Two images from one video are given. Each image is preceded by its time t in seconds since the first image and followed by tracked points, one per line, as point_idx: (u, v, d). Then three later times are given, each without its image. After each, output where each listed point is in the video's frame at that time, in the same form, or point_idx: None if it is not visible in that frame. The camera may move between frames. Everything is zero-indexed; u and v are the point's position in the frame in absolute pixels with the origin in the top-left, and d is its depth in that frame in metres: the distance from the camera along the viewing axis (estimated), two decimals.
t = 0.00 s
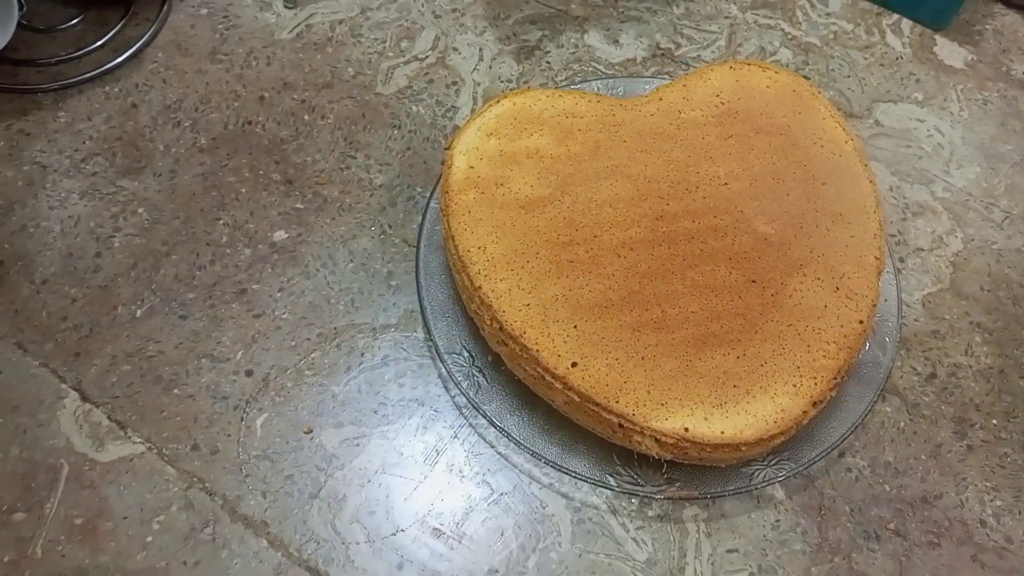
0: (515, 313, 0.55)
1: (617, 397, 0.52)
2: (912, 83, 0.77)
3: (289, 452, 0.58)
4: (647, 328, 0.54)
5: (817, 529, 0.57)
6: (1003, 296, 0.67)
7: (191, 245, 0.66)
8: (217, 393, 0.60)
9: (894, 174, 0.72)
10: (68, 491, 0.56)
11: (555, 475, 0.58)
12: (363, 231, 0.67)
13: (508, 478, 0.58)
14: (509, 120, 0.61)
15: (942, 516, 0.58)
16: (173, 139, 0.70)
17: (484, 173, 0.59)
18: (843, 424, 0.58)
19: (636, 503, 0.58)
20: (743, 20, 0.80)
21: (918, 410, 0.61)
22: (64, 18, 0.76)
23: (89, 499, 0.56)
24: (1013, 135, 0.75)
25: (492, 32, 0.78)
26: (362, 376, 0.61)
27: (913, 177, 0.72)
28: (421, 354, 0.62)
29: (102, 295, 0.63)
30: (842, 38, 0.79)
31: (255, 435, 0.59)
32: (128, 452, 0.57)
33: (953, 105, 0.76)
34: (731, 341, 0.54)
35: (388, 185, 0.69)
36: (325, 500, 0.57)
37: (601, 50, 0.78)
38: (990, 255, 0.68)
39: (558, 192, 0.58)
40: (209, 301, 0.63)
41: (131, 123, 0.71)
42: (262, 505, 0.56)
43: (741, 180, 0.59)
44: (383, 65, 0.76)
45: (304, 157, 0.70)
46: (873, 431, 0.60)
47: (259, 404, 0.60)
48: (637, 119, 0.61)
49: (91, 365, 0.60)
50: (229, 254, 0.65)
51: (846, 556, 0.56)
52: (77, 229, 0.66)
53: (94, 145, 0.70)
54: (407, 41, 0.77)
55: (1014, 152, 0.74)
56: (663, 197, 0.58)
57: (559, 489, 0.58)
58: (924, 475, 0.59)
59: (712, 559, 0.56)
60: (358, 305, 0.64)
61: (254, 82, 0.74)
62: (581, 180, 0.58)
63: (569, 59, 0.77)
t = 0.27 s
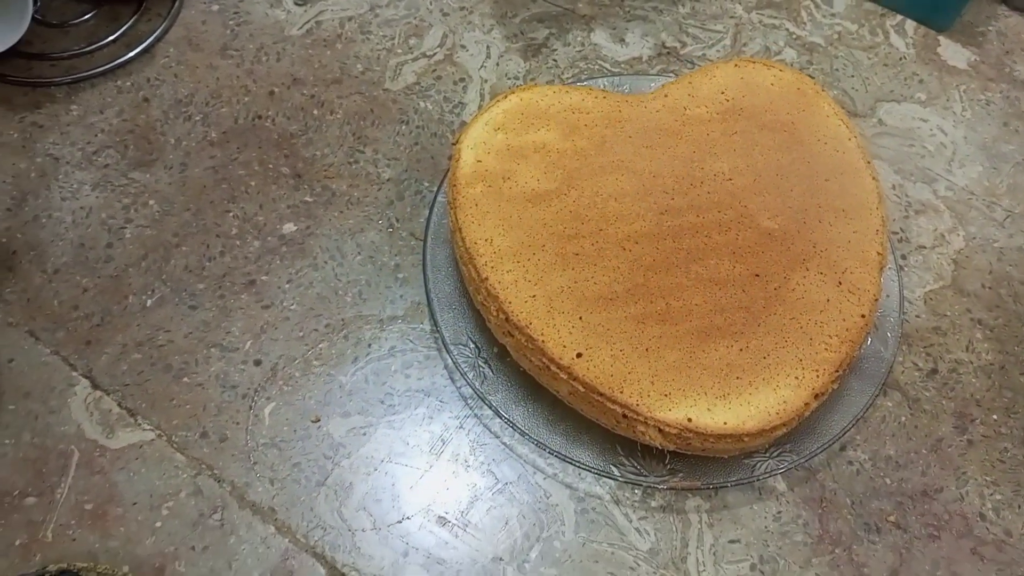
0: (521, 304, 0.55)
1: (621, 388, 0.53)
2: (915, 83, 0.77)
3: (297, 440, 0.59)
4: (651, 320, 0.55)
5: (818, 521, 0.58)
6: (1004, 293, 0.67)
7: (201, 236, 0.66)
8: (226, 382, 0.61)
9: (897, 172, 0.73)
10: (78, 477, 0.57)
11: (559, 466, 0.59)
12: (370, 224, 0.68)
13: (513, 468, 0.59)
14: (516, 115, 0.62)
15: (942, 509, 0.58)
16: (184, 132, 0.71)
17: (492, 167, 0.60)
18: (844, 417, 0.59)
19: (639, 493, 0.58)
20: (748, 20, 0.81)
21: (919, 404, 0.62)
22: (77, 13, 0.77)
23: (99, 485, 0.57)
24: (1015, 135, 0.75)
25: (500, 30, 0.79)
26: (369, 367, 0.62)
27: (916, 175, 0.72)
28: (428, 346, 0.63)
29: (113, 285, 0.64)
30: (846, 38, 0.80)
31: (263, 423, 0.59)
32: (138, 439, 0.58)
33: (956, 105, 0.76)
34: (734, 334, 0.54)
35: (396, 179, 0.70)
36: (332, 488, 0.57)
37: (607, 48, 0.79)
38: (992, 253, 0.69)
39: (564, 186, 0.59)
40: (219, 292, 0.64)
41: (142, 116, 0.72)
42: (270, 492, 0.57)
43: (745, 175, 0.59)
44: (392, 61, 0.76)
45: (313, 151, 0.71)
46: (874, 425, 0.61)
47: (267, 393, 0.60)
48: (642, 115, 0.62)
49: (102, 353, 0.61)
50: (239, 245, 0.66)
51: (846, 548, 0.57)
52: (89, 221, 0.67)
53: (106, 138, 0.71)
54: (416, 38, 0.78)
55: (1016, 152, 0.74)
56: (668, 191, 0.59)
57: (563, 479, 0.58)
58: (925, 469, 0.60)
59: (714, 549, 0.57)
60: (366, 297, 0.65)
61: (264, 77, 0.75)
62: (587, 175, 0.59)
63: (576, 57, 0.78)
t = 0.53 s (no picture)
0: (533, 298, 0.56)
1: (631, 381, 0.54)
2: (923, 83, 0.78)
3: (309, 431, 0.60)
4: (662, 314, 0.55)
5: (826, 515, 0.58)
6: (1011, 292, 0.68)
7: (215, 231, 0.67)
8: (240, 373, 0.61)
9: (905, 172, 0.73)
10: (94, 466, 0.58)
11: (569, 459, 0.60)
12: (383, 220, 0.69)
13: (523, 461, 0.59)
14: (528, 111, 0.62)
15: (949, 505, 0.59)
16: (199, 128, 0.72)
17: (504, 163, 0.60)
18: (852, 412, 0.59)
19: (648, 486, 0.59)
20: (757, 20, 0.81)
21: (927, 401, 0.62)
22: (93, 10, 0.78)
23: (114, 474, 0.57)
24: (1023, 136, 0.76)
25: (511, 29, 0.79)
26: (382, 360, 0.63)
27: (924, 174, 0.73)
28: (439, 340, 0.64)
29: (129, 277, 0.65)
30: (855, 39, 0.80)
31: (276, 415, 0.60)
32: (153, 429, 0.59)
33: (964, 105, 0.77)
34: (743, 328, 0.55)
35: (408, 176, 0.71)
36: (344, 478, 0.58)
37: (617, 47, 0.79)
38: (999, 252, 0.69)
39: (575, 182, 0.59)
40: (233, 285, 0.65)
41: (158, 112, 0.73)
42: (283, 482, 0.58)
43: (755, 172, 0.60)
44: (404, 59, 0.77)
45: (326, 147, 0.72)
46: (881, 420, 0.61)
47: (281, 385, 0.61)
48: (653, 112, 0.63)
49: (118, 344, 0.62)
50: (253, 240, 0.67)
51: (853, 542, 0.57)
52: (105, 214, 0.67)
53: (122, 133, 0.72)
54: (427, 36, 0.79)
55: None
56: (678, 188, 0.59)
57: (573, 472, 0.59)
58: (932, 465, 0.60)
59: (722, 542, 0.57)
60: (378, 291, 0.65)
61: (278, 74, 0.75)
62: (599, 171, 0.60)
63: (586, 56, 0.79)
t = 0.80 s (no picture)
0: (542, 295, 0.57)
1: (639, 376, 0.55)
2: (925, 88, 0.79)
3: (320, 426, 0.60)
4: (669, 311, 0.56)
5: (829, 512, 0.59)
6: (1012, 293, 0.69)
7: (227, 228, 0.68)
8: (251, 368, 0.62)
9: (907, 175, 0.74)
10: (107, 458, 0.58)
11: (576, 454, 0.60)
12: (392, 218, 0.70)
13: (530, 456, 0.60)
14: (537, 112, 0.63)
15: (950, 502, 0.59)
16: (210, 127, 0.73)
17: (513, 163, 0.61)
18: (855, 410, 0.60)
19: (654, 482, 0.60)
20: (762, 24, 0.82)
21: (928, 400, 0.63)
22: (107, 10, 0.79)
23: (127, 466, 0.58)
24: None
25: (519, 32, 0.81)
26: (391, 356, 0.63)
27: (926, 177, 0.74)
28: (448, 337, 0.64)
29: (142, 273, 0.66)
30: (858, 44, 0.82)
31: (287, 409, 0.61)
32: (166, 422, 0.60)
33: (966, 110, 0.78)
34: (749, 326, 0.56)
35: (417, 175, 0.72)
36: (354, 472, 0.59)
37: (623, 50, 0.80)
38: (1000, 254, 0.70)
39: (584, 181, 0.60)
40: (245, 282, 0.66)
41: (170, 111, 0.74)
42: (294, 476, 0.58)
43: (760, 173, 0.61)
44: (413, 61, 0.78)
45: (336, 147, 0.73)
46: (884, 419, 0.62)
47: (291, 380, 0.62)
48: (660, 114, 0.64)
49: (131, 339, 0.63)
50: (264, 237, 0.68)
51: (856, 538, 0.58)
52: (118, 211, 0.68)
53: (135, 131, 0.72)
54: (436, 38, 0.80)
55: None
56: (685, 188, 0.60)
57: (579, 467, 0.60)
58: (933, 463, 0.61)
59: (727, 537, 0.58)
60: (387, 288, 0.66)
61: (289, 74, 0.76)
62: (607, 171, 0.61)
63: (593, 59, 0.80)
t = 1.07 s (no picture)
0: (548, 291, 0.57)
1: (645, 371, 0.55)
2: (925, 88, 0.80)
3: (328, 421, 0.61)
4: (674, 307, 0.57)
5: (832, 505, 0.60)
6: (1012, 291, 0.69)
7: (235, 225, 0.69)
8: (260, 364, 0.63)
9: (908, 174, 0.75)
10: (118, 453, 0.59)
11: (582, 449, 0.61)
12: (399, 216, 0.70)
13: (537, 450, 0.61)
14: (543, 111, 0.64)
15: (952, 496, 0.60)
16: (218, 126, 0.74)
17: (519, 161, 0.62)
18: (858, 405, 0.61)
19: (659, 476, 0.60)
20: (764, 25, 0.83)
21: (930, 395, 0.64)
22: (114, 10, 0.79)
23: (137, 461, 0.59)
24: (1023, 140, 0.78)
25: (523, 32, 0.81)
26: (398, 352, 0.64)
27: (926, 176, 0.75)
28: (454, 333, 0.65)
29: (150, 270, 0.66)
30: (858, 45, 0.82)
31: (295, 404, 0.61)
32: (175, 417, 0.60)
33: (965, 110, 0.79)
34: (753, 321, 0.57)
35: (423, 173, 0.72)
36: (362, 467, 0.59)
37: (627, 51, 0.81)
38: (1000, 252, 0.71)
39: (589, 179, 0.61)
40: (253, 278, 0.66)
41: (178, 110, 0.74)
42: (302, 470, 0.59)
43: (764, 171, 0.62)
44: (419, 61, 0.79)
45: (343, 145, 0.73)
46: (886, 414, 0.63)
47: (300, 376, 0.63)
48: (664, 112, 0.64)
49: (140, 335, 0.63)
50: (272, 235, 0.68)
51: (859, 531, 0.59)
52: (127, 208, 0.69)
53: (143, 130, 0.73)
54: (441, 38, 0.80)
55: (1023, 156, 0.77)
56: (689, 185, 0.61)
57: (585, 462, 0.60)
58: (935, 457, 0.62)
59: (731, 531, 0.59)
60: (394, 285, 0.67)
61: (295, 74, 0.77)
62: (612, 168, 0.61)
63: (596, 59, 0.80)
